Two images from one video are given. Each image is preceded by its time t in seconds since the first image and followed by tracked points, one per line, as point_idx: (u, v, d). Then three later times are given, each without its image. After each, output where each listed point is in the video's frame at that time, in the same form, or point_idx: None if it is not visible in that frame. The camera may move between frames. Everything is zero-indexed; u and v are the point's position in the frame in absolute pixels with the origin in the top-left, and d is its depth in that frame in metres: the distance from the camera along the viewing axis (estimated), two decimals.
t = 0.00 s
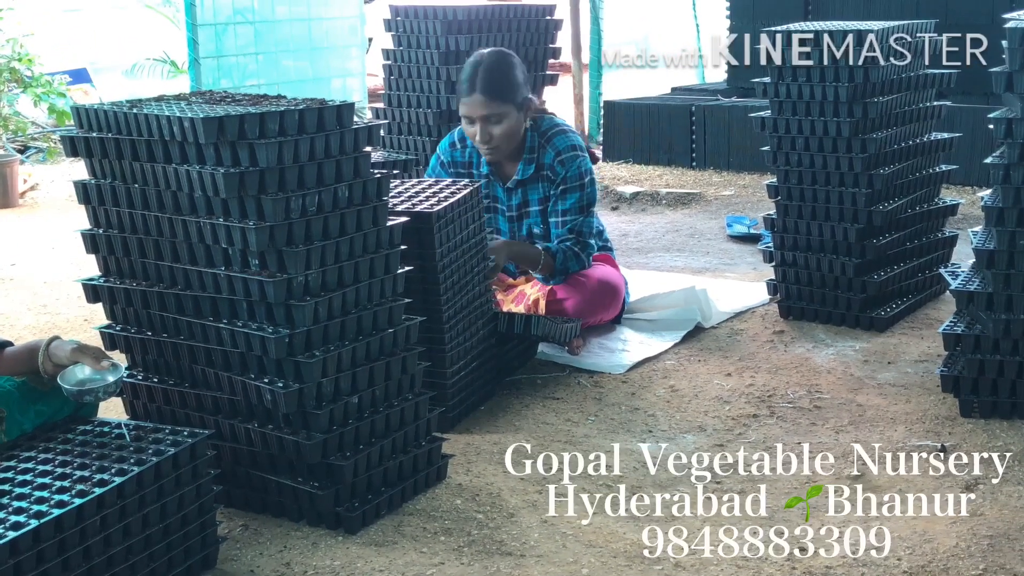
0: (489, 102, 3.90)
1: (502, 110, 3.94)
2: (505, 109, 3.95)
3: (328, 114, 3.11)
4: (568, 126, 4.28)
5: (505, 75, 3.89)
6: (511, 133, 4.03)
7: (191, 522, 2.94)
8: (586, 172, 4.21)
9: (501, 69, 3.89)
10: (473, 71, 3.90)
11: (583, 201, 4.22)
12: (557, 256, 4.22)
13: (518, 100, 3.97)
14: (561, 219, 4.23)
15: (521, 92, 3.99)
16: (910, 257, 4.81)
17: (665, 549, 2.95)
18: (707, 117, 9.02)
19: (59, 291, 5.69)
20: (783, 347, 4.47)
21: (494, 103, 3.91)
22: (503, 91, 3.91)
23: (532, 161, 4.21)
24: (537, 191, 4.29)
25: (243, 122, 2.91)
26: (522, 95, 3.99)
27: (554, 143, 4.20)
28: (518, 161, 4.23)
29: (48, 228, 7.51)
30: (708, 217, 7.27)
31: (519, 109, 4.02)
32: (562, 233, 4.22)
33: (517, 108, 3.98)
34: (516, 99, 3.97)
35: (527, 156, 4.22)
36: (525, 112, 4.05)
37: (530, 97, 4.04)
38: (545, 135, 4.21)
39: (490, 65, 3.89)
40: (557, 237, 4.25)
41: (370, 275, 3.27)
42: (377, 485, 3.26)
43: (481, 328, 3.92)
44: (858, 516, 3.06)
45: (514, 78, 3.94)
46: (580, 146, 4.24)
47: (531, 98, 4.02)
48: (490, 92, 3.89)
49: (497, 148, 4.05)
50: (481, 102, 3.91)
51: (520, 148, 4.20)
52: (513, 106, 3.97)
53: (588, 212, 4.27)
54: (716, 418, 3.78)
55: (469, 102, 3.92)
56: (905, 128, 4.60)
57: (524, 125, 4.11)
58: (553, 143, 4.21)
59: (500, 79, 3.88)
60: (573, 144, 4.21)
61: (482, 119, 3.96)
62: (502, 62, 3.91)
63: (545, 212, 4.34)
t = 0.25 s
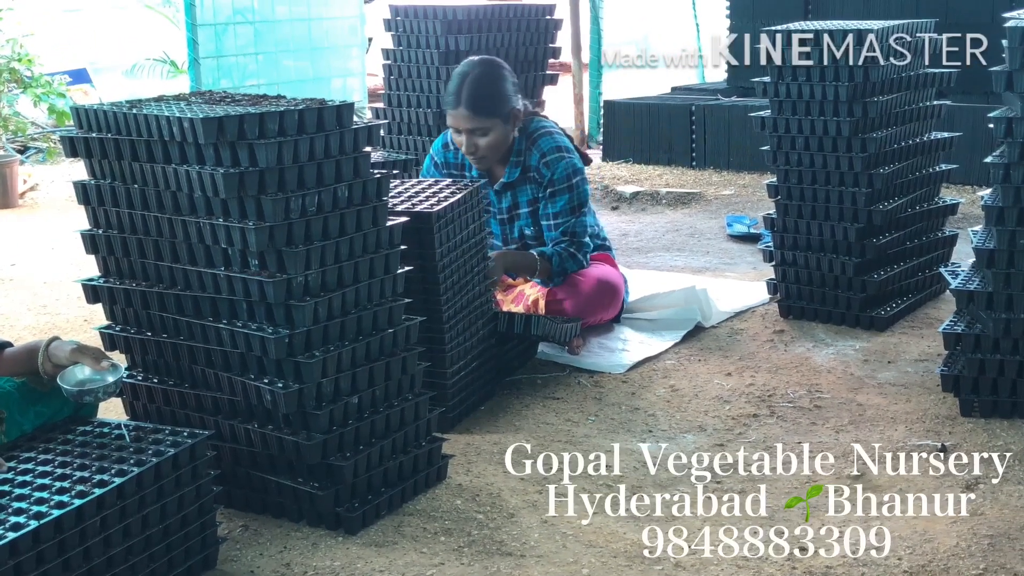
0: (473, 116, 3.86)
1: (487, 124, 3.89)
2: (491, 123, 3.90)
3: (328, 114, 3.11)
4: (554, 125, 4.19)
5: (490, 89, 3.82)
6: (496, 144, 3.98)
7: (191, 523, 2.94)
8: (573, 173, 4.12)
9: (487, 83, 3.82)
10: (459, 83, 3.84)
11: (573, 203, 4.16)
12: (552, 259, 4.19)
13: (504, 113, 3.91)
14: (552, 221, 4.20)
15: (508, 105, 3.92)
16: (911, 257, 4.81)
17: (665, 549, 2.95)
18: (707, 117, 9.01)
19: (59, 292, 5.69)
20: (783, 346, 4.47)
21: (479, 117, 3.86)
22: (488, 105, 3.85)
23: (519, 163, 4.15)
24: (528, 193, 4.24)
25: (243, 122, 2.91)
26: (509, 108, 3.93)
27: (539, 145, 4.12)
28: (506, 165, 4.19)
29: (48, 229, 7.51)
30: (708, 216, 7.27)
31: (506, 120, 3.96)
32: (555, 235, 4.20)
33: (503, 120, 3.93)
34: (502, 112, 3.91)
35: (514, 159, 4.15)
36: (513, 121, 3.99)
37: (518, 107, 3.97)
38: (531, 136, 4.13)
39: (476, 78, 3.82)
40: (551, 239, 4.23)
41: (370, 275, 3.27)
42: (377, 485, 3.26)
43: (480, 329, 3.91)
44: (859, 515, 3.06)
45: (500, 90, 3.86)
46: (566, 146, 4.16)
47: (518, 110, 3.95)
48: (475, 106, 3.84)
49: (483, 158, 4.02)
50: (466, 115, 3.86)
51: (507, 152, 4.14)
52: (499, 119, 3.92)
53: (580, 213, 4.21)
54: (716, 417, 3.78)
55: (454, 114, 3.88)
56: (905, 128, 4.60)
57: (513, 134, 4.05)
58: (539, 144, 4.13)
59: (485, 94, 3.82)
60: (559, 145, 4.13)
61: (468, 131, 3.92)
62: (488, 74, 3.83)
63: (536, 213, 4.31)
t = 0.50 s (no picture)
0: (440, 131, 3.84)
1: (454, 139, 3.86)
2: (458, 138, 3.88)
3: (317, 119, 3.11)
4: (522, 130, 4.11)
5: (457, 105, 3.80)
6: (464, 158, 3.96)
7: (182, 528, 2.93)
8: (545, 179, 4.06)
9: (454, 100, 3.79)
10: (428, 97, 3.83)
11: (553, 208, 4.10)
12: (540, 264, 4.16)
13: (473, 128, 3.87)
14: (535, 228, 4.15)
15: (478, 120, 3.89)
16: (902, 259, 4.82)
17: (665, 549, 2.96)
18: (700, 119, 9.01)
19: (49, 297, 5.68)
20: (775, 349, 4.47)
21: (445, 132, 3.84)
22: (455, 121, 3.82)
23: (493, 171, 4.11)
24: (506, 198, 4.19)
25: (232, 126, 2.91)
26: (478, 124, 3.89)
27: (510, 152, 4.06)
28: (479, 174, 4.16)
29: (39, 233, 7.49)
30: (700, 219, 7.28)
31: (476, 136, 3.93)
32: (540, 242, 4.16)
33: (471, 135, 3.90)
34: (471, 128, 3.88)
35: (487, 167, 4.10)
36: (483, 135, 3.95)
37: (488, 123, 3.92)
38: (501, 143, 4.07)
39: (444, 93, 3.79)
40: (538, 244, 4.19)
41: (361, 279, 3.27)
42: (368, 489, 3.25)
43: (472, 332, 3.91)
44: (851, 517, 3.06)
45: (468, 107, 3.83)
46: (537, 151, 4.08)
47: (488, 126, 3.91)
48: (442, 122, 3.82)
49: (452, 171, 4.01)
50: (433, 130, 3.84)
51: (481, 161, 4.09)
52: (467, 135, 3.89)
53: (561, 217, 4.14)
54: (708, 420, 3.78)
55: (422, 127, 3.86)
56: (896, 130, 4.60)
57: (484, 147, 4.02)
58: (509, 151, 4.07)
59: (451, 110, 3.79)
60: (529, 151, 4.05)
61: (435, 145, 3.90)
62: (456, 90, 3.80)
63: (516, 218, 4.25)
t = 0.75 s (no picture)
0: (413, 142, 3.86)
1: (428, 149, 3.88)
2: (432, 147, 3.88)
3: (301, 123, 3.10)
4: (496, 137, 4.09)
5: (429, 116, 3.80)
6: (440, 167, 3.97)
7: (165, 535, 2.92)
8: (522, 187, 4.05)
9: (426, 111, 3.80)
10: (402, 108, 3.84)
11: (532, 214, 4.10)
12: (522, 270, 4.18)
13: (447, 138, 3.88)
14: (515, 235, 4.16)
15: (452, 129, 3.88)
16: (886, 262, 4.83)
17: (664, 549, 2.98)
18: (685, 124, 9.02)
19: (32, 304, 5.65)
20: (759, 352, 4.48)
21: (419, 143, 3.86)
22: (428, 132, 3.83)
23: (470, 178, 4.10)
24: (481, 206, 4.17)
25: (216, 131, 2.90)
26: (453, 132, 3.89)
27: (484, 161, 4.04)
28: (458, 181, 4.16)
29: (23, 240, 7.46)
30: (684, 223, 7.30)
31: (451, 145, 3.93)
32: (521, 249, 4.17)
33: (446, 145, 3.90)
34: (445, 137, 3.88)
35: (463, 174, 4.09)
36: (459, 144, 3.95)
37: (463, 132, 3.92)
38: (476, 151, 4.06)
39: (416, 105, 3.80)
40: (520, 251, 4.20)
41: (345, 284, 3.26)
42: (353, 495, 3.24)
43: (456, 338, 3.90)
44: (835, 520, 3.07)
45: (441, 117, 3.83)
46: (512, 160, 4.06)
47: (462, 135, 3.91)
48: (415, 133, 3.83)
49: (429, 179, 4.03)
50: (407, 141, 3.86)
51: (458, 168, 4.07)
52: (442, 144, 3.89)
53: (541, 223, 4.14)
54: (693, 424, 3.78)
55: (396, 138, 3.89)
56: (879, 134, 4.62)
57: (461, 155, 4.02)
58: (484, 159, 4.05)
59: (424, 121, 3.80)
60: (505, 160, 4.04)
61: (411, 155, 3.92)
62: (429, 101, 3.80)
63: (494, 225, 4.24)
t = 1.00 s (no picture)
0: (377, 150, 3.86)
1: (391, 157, 3.88)
2: (395, 156, 3.89)
3: (262, 129, 3.08)
4: (459, 144, 4.10)
5: (392, 124, 3.80)
6: (405, 174, 3.97)
7: (127, 546, 2.90)
8: (486, 193, 4.05)
9: (389, 119, 3.80)
10: (365, 116, 3.85)
11: (497, 220, 4.10)
12: (488, 274, 4.18)
13: (410, 146, 3.88)
14: (481, 241, 4.15)
15: (415, 137, 3.88)
16: (848, 264, 4.87)
17: (664, 549, 3.00)
18: (650, 126, 9.00)
19: None
20: (724, 355, 4.50)
21: (382, 150, 3.86)
22: (391, 139, 3.83)
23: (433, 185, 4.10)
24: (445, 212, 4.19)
25: (176, 138, 2.88)
26: (416, 141, 3.88)
27: (448, 167, 4.05)
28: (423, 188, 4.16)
29: None
30: (649, 226, 7.32)
31: (415, 152, 3.93)
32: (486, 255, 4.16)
33: (410, 153, 3.90)
34: (409, 145, 3.88)
35: (426, 180, 4.09)
36: (423, 152, 3.95)
37: (427, 139, 3.92)
38: (440, 157, 4.06)
39: (379, 113, 3.80)
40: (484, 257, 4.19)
41: (307, 291, 3.25)
42: (316, 503, 3.23)
43: (421, 343, 3.90)
44: (800, 522, 3.09)
45: (404, 125, 3.83)
46: (477, 166, 4.07)
47: (426, 143, 3.91)
48: (378, 141, 3.84)
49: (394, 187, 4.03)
50: (370, 149, 3.86)
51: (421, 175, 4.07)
52: (405, 152, 3.89)
53: (505, 229, 4.14)
54: (658, 427, 3.79)
55: (360, 146, 3.89)
56: (840, 138, 4.66)
57: (426, 163, 4.02)
58: (448, 165, 4.06)
59: (387, 129, 3.80)
60: (468, 166, 4.04)
61: (375, 162, 3.92)
62: (392, 109, 3.80)
63: (459, 230, 4.25)
